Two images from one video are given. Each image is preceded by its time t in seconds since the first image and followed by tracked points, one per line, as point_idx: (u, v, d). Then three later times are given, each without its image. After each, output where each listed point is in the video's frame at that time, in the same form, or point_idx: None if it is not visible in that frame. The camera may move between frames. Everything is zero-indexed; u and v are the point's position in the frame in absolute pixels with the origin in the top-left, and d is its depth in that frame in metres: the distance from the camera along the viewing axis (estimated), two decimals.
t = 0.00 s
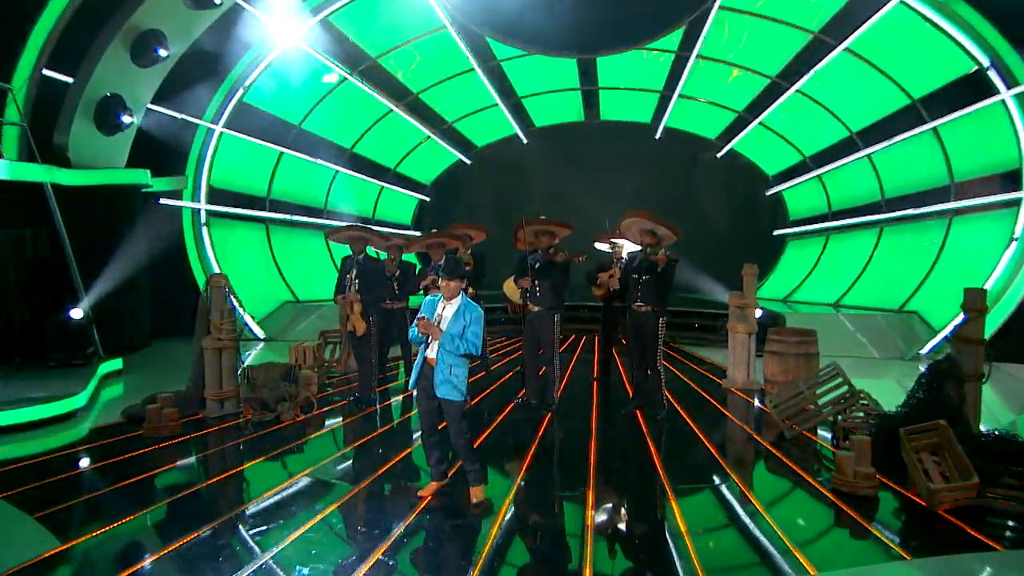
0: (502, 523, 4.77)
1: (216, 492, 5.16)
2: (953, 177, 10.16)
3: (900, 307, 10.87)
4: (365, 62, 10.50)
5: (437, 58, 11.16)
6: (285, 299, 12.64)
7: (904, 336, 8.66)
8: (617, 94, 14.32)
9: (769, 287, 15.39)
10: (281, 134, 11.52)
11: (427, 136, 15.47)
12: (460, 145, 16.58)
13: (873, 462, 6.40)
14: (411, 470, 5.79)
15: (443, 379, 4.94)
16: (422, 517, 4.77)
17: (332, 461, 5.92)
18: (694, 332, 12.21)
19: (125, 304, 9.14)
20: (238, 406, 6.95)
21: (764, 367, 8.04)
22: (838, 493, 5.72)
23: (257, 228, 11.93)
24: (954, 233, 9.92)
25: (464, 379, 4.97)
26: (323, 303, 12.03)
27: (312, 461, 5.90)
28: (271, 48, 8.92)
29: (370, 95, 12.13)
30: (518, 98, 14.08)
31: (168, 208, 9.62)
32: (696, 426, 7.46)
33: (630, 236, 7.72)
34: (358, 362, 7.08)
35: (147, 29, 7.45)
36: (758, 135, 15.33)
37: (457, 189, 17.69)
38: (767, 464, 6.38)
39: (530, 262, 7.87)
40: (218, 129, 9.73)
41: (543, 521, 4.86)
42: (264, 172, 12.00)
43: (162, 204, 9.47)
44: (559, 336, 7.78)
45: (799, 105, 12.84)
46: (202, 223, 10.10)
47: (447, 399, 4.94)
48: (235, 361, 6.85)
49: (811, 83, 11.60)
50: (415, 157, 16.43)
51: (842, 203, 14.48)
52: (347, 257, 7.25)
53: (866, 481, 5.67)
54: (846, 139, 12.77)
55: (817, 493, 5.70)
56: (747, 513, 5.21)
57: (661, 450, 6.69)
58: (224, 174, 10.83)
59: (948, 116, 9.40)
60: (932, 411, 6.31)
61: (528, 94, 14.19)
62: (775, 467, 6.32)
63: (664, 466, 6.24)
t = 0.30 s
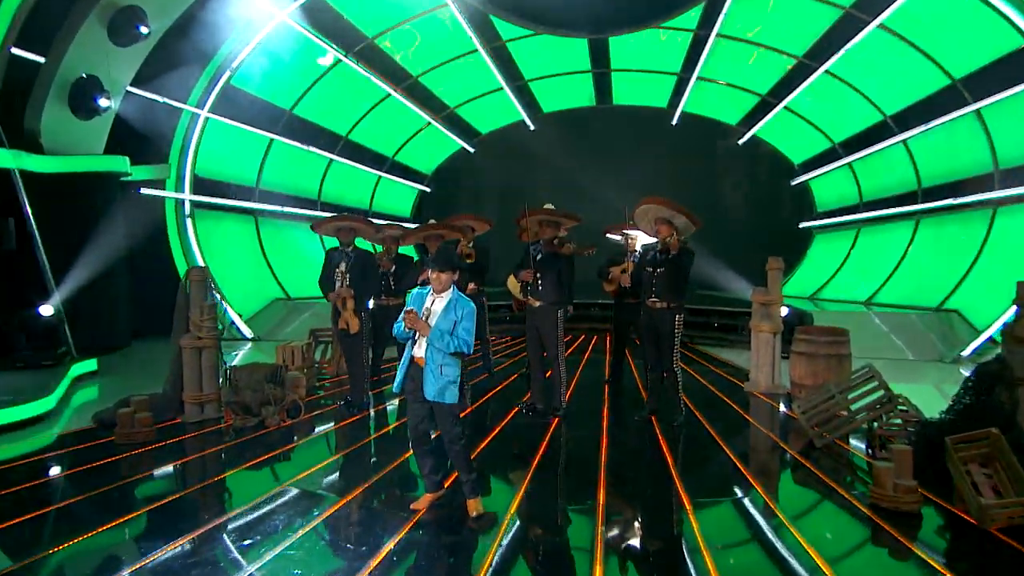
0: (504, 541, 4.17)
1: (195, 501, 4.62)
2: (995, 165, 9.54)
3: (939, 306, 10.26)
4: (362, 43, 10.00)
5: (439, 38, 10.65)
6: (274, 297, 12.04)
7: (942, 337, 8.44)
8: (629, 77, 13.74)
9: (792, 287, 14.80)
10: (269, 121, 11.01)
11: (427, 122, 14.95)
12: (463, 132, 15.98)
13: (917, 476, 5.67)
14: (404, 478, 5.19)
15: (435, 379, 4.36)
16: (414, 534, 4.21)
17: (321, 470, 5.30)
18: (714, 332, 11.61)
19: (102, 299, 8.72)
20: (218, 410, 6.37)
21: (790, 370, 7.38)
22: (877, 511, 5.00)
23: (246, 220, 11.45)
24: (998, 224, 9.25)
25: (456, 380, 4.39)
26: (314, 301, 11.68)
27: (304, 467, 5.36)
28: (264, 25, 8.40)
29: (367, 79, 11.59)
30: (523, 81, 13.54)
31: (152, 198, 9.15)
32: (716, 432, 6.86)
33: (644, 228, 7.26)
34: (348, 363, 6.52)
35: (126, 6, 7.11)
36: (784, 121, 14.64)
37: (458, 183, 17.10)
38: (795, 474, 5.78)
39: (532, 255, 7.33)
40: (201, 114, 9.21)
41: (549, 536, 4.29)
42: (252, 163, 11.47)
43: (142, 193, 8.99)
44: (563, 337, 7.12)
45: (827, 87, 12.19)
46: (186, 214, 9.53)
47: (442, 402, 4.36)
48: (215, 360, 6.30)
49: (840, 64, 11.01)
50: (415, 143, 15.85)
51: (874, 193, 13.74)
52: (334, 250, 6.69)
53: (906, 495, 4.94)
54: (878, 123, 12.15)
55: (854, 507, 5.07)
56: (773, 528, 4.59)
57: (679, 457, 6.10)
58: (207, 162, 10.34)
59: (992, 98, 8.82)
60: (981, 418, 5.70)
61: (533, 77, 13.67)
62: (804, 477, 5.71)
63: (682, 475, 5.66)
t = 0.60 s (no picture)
0: (509, 556, 3.67)
1: (176, 510, 4.15)
2: None
3: (984, 302, 9.67)
4: (361, 19, 9.52)
5: (444, 16, 10.17)
6: (267, 292, 11.61)
7: (990, 337, 7.85)
8: (647, 55, 13.15)
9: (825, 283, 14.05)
10: (262, 106, 10.56)
11: (430, 106, 14.34)
12: (469, 115, 15.32)
13: (967, 488, 5.06)
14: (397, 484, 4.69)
15: (432, 377, 3.93)
16: (405, 549, 3.69)
17: (310, 475, 4.82)
18: (738, 331, 11.22)
19: (79, 292, 8.31)
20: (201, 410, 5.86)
21: (822, 371, 6.83)
22: (922, 526, 4.35)
23: (236, 211, 11.04)
24: None
25: (454, 377, 3.95)
26: (308, 296, 11.30)
27: (299, 470, 4.89)
28: None
29: (367, 60, 11.10)
30: (534, 61, 13.05)
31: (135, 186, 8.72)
32: (738, 435, 6.34)
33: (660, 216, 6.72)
34: (339, 362, 6.01)
35: None
36: (809, 107, 13.96)
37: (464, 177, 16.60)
38: (829, 483, 5.21)
39: (538, 243, 6.83)
40: (189, 98, 8.87)
41: (555, 552, 3.77)
42: (243, 153, 11.12)
43: (126, 180, 8.55)
44: (569, 338, 6.59)
45: (862, 66, 11.65)
46: (171, 205, 9.29)
47: (438, 403, 3.91)
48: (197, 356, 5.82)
49: (876, 40, 10.51)
50: (416, 129, 15.23)
51: (911, 180, 13.06)
52: (325, 239, 6.17)
53: (956, 508, 4.33)
54: (920, 103, 11.58)
55: (896, 518, 4.50)
56: (804, 544, 4.03)
57: (699, 463, 5.58)
58: (194, 150, 9.96)
59: None
60: None
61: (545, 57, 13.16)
62: (838, 487, 5.14)
63: (702, 482, 5.14)
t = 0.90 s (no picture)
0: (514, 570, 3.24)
1: (145, 517, 3.72)
2: None
3: None
4: None
5: None
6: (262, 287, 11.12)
7: None
8: (670, 32, 12.35)
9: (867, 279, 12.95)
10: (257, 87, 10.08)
11: (437, 87, 13.48)
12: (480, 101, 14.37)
13: None
14: (390, 490, 4.22)
15: (430, 369, 3.47)
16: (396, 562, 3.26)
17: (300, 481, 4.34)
18: (770, 329, 10.69)
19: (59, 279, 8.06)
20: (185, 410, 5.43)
21: (863, 370, 6.26)
22: (978, 545, 3.72)
23: (229, 200, 10.61)
24: None
25: (455, 370, 3.51)
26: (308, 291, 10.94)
27: (294, 470, 4.49)
28: None
29: (370, 36, 10.54)
30: (548, 39, 12.34)
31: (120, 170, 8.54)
32: (767, 438, 5.81)
33: (682, 201, 6.13)
34: (334, 359, 5.57)
35: None
36: (846, 87, 12.87)
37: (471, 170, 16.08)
38: (869, 496, 4.52)
39: (547, 229, 6.33)
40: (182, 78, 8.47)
41: (566, 567, 3.34)
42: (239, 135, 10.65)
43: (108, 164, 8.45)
44: (580, 334, 6.10)
45: (908, 39, 10.84)
46: (160, 192, 8.96)
47: (437, 398, 3.45)
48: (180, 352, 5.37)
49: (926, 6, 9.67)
50: (421, 113, 14.32)
51: (965, 164, 12.12)
52: (317, 225, 5.67)
53: (1017, 524, 3.68)
54: (972, 81, 10.82)
55: (945, 536, 3.88)
56: (844, 561, 3.50)
57: (725, 468, 5.06)
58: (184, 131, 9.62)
59: None
60: None
61: (560, 35, 12.40)
62: (880, 500, 4.45)
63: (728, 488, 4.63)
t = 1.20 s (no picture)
0: None
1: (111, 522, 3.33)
2: None
3: None
4: None
5: None
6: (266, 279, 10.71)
7: None
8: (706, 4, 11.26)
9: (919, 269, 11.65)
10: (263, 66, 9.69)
11: (455, 66, 12.89)
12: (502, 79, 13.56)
13: None
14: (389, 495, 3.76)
15: (432, 361, 3.04)
16: None
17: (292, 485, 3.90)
18: (810, 325, 10.18)
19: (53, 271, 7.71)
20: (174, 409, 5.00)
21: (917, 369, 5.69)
22: None
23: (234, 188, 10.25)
24: None
25: (460, 362, 3.08)
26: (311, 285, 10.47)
27: (286, 472, 4.06)
28: None
29: (383, 11, 10.04)
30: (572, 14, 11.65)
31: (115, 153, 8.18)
32: (808, 440, 5.27)
33: (717, 177, 5.67)
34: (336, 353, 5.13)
35: None
36: (898, 61, 11.57)
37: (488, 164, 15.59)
38: (924, 507, 3.91)
39: (566, 213, 5.85)
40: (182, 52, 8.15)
41: None
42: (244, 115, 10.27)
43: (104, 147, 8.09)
44: (603, 326, 5.57)
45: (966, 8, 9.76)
46: (158, 179, 8.55)
47: (439, 393, 3.03)
48: (169, 344, 4.97)
49: None
50: (435, 97, 13.70)
51: None
52: (323, 208, 5.30)
53: None
54: None
55: (1015, 555, 3.29)
56: None
57: (761, 472, 4.54)
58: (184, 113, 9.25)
59: None
60: None
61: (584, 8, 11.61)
62: (939, 512, 3.85)
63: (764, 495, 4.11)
